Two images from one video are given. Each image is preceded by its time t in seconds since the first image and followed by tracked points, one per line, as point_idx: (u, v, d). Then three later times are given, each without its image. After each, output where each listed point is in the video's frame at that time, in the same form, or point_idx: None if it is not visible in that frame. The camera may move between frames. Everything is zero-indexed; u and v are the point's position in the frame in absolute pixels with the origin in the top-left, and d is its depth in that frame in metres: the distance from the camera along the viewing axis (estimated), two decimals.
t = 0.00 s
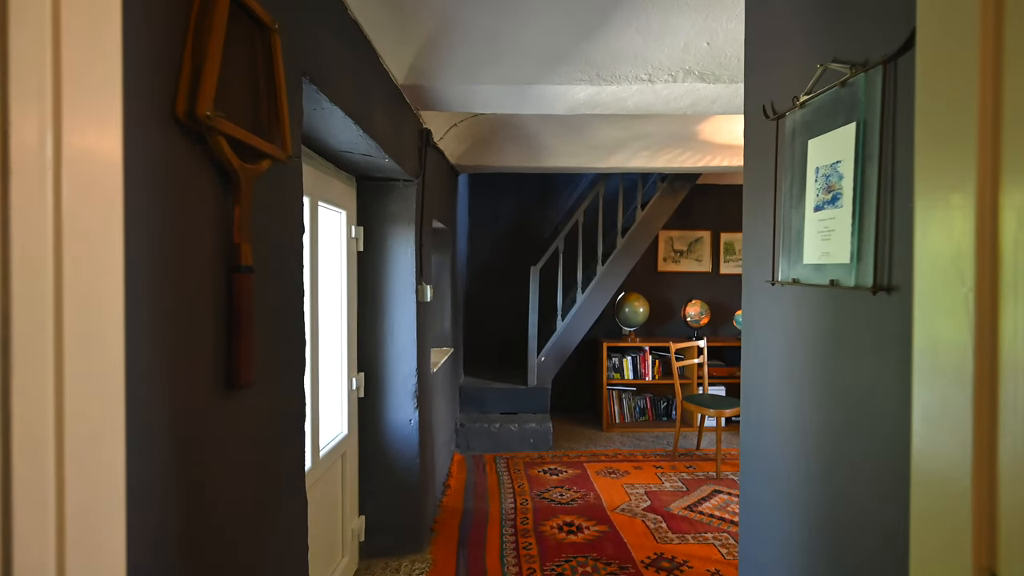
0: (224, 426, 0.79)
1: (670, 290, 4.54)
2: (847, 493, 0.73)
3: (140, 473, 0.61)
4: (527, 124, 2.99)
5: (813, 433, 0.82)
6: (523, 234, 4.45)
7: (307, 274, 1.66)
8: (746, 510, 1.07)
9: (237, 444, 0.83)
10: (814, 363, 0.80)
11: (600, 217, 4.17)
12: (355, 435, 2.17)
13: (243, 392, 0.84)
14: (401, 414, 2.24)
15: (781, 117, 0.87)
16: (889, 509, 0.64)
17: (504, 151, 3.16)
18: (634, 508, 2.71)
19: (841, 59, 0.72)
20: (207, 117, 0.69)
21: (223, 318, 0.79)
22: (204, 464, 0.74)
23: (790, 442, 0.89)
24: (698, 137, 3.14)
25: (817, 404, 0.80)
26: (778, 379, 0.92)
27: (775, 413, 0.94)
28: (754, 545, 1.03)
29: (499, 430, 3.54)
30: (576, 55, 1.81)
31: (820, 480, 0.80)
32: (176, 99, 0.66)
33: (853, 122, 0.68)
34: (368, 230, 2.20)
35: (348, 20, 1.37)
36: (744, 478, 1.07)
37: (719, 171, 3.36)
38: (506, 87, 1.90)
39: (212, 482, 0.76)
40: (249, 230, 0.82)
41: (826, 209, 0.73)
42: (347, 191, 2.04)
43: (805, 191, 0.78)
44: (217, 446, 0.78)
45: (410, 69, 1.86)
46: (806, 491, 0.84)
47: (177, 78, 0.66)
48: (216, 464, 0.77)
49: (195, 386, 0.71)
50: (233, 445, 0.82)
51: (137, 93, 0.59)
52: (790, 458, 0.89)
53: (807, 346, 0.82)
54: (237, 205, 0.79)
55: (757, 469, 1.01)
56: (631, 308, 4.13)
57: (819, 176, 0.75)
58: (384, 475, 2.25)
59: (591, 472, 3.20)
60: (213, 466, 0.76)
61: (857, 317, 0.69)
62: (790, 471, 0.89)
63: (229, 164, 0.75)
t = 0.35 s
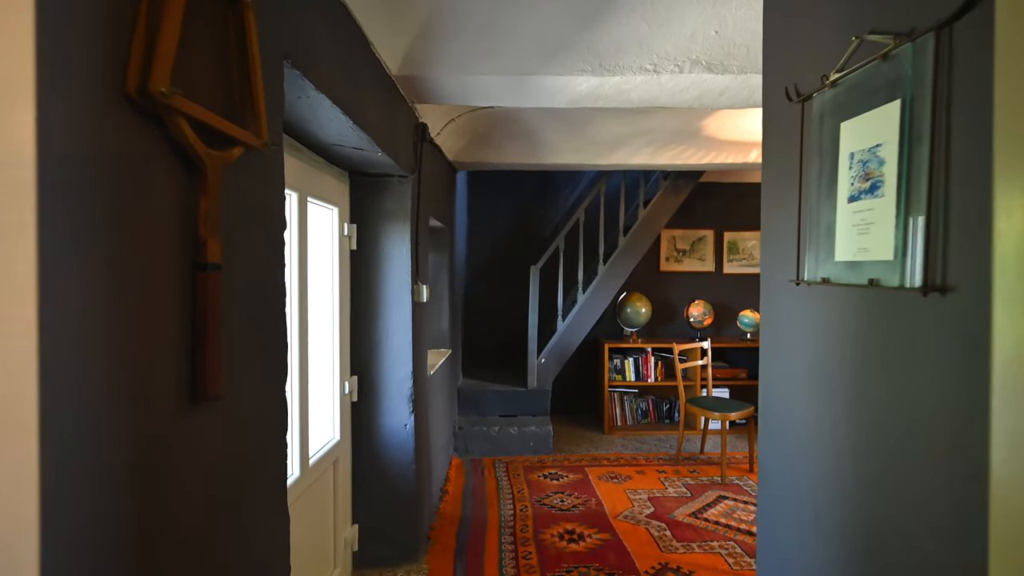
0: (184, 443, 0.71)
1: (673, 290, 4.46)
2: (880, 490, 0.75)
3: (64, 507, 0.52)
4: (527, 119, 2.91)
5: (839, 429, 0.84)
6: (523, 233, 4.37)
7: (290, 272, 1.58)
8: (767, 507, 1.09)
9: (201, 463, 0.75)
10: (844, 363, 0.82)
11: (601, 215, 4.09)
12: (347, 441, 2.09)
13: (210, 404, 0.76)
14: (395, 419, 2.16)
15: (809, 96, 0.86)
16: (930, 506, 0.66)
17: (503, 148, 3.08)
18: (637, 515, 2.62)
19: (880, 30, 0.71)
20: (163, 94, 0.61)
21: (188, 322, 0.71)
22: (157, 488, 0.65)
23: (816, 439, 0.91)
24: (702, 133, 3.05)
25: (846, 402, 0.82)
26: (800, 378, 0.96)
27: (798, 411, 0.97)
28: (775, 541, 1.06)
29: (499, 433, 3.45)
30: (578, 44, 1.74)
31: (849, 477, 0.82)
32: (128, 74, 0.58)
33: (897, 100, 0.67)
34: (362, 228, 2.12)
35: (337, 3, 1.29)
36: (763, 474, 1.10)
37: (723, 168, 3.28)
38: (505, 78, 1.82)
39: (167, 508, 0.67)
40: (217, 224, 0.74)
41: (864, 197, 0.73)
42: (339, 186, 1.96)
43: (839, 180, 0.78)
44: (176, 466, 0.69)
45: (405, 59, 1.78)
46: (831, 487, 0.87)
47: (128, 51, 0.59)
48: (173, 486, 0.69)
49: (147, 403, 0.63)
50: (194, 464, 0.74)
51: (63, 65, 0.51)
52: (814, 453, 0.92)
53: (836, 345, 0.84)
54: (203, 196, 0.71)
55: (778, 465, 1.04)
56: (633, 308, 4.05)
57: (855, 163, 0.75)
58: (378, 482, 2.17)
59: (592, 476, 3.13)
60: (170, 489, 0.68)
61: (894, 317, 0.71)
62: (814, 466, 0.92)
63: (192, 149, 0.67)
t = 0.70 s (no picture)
0: (142, 461, 0.63)
1: (675, 289, 4.38)
2: (915, 497, 0.72)
3: None
4: (526, 115, 2.84)
5: (870, 433, 0.81)
6: (523, 232, 4.30)
7: (278, 271, 1.51)
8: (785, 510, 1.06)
9: (167, 479, 0.68)
10: (878, 365, 0.79)
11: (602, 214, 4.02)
12: (342, 446, 2.02)
13: (178, 413, 0.69)
14: (391, 423, 2.08)
15: (841, 73, 0.83)
16: (973, 516, 0.63)
17: (503, 144, 3.01)
18: (640, 521, 2.55)
19: None
20: (116, 67, 0.54)
21: (151, 324, 0.64)
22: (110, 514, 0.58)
23: (844, 442, 0.87)
24: (706, 129, 2.98)
25: (880, 406, 0.78)
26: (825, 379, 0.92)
27: (821, 413, 0.93)
28: (795, 544, 1.03)
29: (498, 436, 3.38)
30: (581, 32, 1.67)
31: (879, 482, 0.79)
32: (74, 45, 0.51)
33: (951, 71, 0.63)
34: (357, 226, 2.05)
35: None
36: (784, 475, 1.07)
37: (728, 165, 3.21)
38: (504, 69, 1.75)
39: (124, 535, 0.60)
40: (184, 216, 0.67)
41: (910, 182, 0.69)
42: (332, 182, 1.89)
43: (879, 165, 0.74)
44: (137, 486, 0.62)
45: (400, 49, 1.71)
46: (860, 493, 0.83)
47: (73, 20, 0.52)
48: (132, 510, 0.62)
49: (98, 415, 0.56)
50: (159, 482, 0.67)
51: None
52: (840, 457, 0.89)
53: (869, 346, 0.80)
54: (167, 185, 0.64)
55: (798, 467, 1.01)
56: (635, 308, 3.97)
57: (897, 146, 0.71)
58: (373, 489, 2.10)
59: (594, 480, 3.05)
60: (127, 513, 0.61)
61: (938, 318, 0.67)
62: (840, 470, 0.89)
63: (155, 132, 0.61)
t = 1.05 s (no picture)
0: (89, 483, 0.55)
1: (678, 289, 4.31)
2: (969, 514, 0.66)
3: None
4: (527, 109, 2.76)
5: (914, 443, 0.75)
6: (523, 231, 4.23)
7: (265, 269, 1.43)
8: (811, 523, 1.00)
9: (124, 502, 0.60)
10: (925, 371, 0.72)
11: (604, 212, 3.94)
12: (334, 451, 1.94)
13: (134, 428, 0.61)
14: (386, 427, 2.00)
15: (888, 44, 0.75)
16: None
17: (503, 140, 2.93)
18: (644, 528, 2.48)
19: None
20: (51, 28, 0.46)
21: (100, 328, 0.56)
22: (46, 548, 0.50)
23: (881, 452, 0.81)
24: (711, 125, 2.90)
25: (927, 415, 0.72)
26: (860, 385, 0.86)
27: (855, 421, 0.87)
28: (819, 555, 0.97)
29: (498, 439, 3.31)
30: (584, 19, 1.59)
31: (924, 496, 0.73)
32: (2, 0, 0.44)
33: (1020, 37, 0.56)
34: (350, 222, 1.97)
35: None
36: (808, 483, 1.01)
37: (733, 162, 3.13)
38: (504, 58, 1.67)
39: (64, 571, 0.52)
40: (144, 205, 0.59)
41: (971, 165, 0.62)
42: (324, 176, 1.81)
43: (933, 147, 0.67)
44: (84, 513, 0.54)
45: (394, 37, 1.63)
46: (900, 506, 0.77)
47: None
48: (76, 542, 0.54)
49: (32, 433, 0.48)
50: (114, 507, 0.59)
51: None
52: (875, 467, 0.82)
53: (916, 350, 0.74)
54: (121, 169, 0.56)
55: (825, 474, 0.95)
56: (637, 308, 3.89)
57: (954, 124, 0.64)
58: (368, 496, 2.02)
59: (596, 485, 2.98)
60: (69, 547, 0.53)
61: (1005, 321, 0.61)
62: (875, 480, 0.82)
63: (103, 108, 0.53)
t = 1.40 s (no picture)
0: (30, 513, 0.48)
1: (681, 289, 4.24)
2: None
3: None
4: (527, 104, 2.69)
5: (961, 457, 0.69)
6: (523, 229, 4.15)
7: (252, 267, 1.36)
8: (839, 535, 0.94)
9: (77, 532, 0.53)
10: (982, 380, 0.66)
11: (606, 211, 3.86)
12: (328, 458, 1.87)
13: (85, 449, 0.54)
14: (382, 433, 1.93)
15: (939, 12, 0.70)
16: None
17: (503, 137, 2.87)
18: (648, 535, 2.41)
19: None
20: None
21: (41, 335, 0.49)
22: None
23: (914, 461, 0.76)
24: (716, 121, 2.83)
25: (973, 426, 0.67)
26: (899, 392, 0.79)
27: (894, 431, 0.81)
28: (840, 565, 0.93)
29: (498, 442, 3.23)
30: (588, 6, 1.52)
31: (967, 511, 0.68)
32: None
33: None
34: (344, 220, 1.90)
35: None
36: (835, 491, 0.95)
37: (738, 159, 3.06)
38: (505, 49, 1.59)
39: None
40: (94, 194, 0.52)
41: None
42: (316, 171, 1.74)
43: (999, 126, 0.63)
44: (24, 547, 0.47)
45: (389, 26, 1.56)
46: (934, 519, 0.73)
47: None
48: None
49: None
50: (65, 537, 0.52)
51: None
52: (910, 478, 0.78)
53: (962, 359, 0.68)
54: (65, 152, 0.49)
55: (855, 484, 0.90)
56: (639, 309, 3.82)
57: None
58: (363, 503, 1.95)
59: (598, 490, 2.91)
60: None
61: None
62: (908, 491, 0.78)
63: (40, 81, 0.46)
